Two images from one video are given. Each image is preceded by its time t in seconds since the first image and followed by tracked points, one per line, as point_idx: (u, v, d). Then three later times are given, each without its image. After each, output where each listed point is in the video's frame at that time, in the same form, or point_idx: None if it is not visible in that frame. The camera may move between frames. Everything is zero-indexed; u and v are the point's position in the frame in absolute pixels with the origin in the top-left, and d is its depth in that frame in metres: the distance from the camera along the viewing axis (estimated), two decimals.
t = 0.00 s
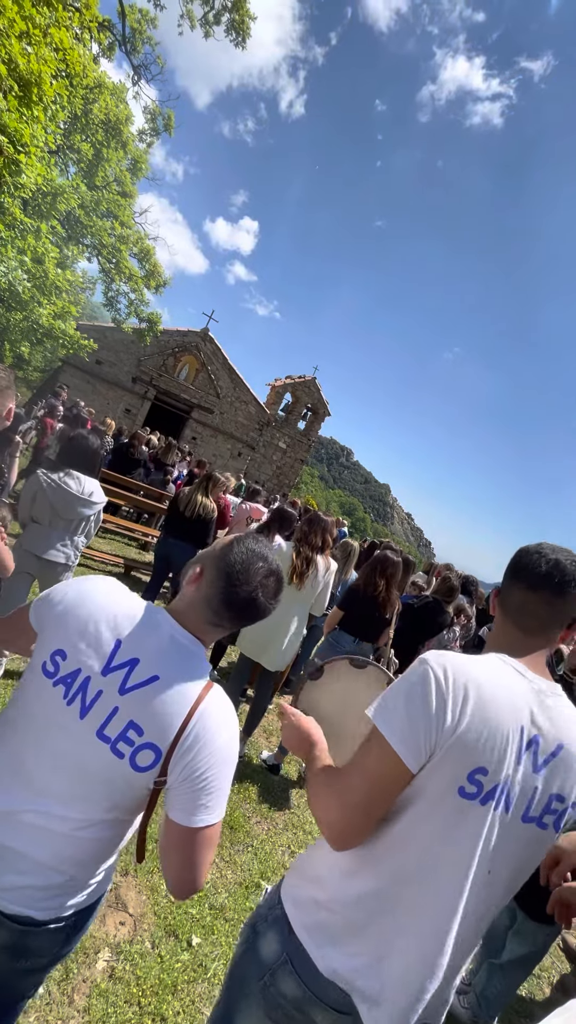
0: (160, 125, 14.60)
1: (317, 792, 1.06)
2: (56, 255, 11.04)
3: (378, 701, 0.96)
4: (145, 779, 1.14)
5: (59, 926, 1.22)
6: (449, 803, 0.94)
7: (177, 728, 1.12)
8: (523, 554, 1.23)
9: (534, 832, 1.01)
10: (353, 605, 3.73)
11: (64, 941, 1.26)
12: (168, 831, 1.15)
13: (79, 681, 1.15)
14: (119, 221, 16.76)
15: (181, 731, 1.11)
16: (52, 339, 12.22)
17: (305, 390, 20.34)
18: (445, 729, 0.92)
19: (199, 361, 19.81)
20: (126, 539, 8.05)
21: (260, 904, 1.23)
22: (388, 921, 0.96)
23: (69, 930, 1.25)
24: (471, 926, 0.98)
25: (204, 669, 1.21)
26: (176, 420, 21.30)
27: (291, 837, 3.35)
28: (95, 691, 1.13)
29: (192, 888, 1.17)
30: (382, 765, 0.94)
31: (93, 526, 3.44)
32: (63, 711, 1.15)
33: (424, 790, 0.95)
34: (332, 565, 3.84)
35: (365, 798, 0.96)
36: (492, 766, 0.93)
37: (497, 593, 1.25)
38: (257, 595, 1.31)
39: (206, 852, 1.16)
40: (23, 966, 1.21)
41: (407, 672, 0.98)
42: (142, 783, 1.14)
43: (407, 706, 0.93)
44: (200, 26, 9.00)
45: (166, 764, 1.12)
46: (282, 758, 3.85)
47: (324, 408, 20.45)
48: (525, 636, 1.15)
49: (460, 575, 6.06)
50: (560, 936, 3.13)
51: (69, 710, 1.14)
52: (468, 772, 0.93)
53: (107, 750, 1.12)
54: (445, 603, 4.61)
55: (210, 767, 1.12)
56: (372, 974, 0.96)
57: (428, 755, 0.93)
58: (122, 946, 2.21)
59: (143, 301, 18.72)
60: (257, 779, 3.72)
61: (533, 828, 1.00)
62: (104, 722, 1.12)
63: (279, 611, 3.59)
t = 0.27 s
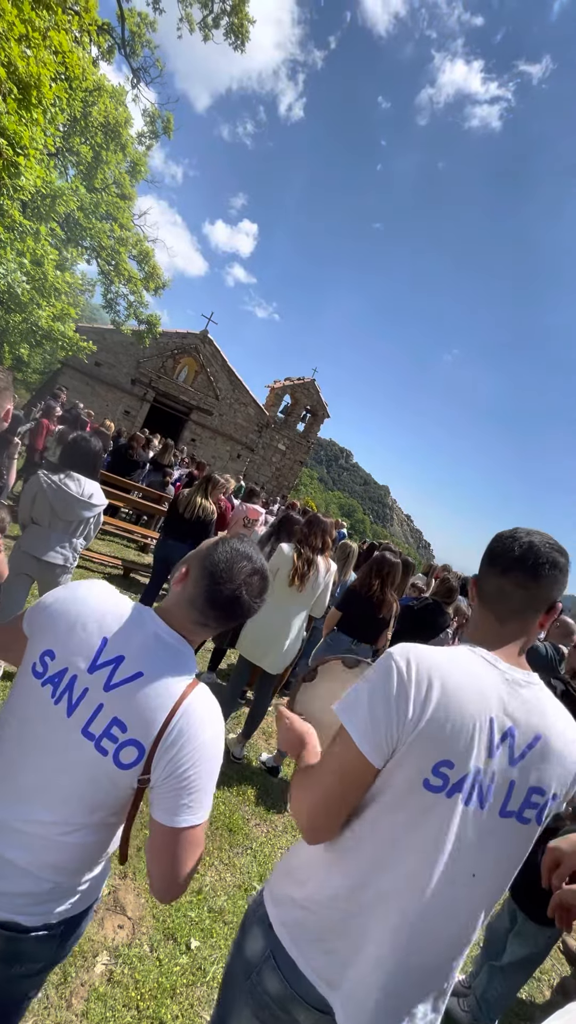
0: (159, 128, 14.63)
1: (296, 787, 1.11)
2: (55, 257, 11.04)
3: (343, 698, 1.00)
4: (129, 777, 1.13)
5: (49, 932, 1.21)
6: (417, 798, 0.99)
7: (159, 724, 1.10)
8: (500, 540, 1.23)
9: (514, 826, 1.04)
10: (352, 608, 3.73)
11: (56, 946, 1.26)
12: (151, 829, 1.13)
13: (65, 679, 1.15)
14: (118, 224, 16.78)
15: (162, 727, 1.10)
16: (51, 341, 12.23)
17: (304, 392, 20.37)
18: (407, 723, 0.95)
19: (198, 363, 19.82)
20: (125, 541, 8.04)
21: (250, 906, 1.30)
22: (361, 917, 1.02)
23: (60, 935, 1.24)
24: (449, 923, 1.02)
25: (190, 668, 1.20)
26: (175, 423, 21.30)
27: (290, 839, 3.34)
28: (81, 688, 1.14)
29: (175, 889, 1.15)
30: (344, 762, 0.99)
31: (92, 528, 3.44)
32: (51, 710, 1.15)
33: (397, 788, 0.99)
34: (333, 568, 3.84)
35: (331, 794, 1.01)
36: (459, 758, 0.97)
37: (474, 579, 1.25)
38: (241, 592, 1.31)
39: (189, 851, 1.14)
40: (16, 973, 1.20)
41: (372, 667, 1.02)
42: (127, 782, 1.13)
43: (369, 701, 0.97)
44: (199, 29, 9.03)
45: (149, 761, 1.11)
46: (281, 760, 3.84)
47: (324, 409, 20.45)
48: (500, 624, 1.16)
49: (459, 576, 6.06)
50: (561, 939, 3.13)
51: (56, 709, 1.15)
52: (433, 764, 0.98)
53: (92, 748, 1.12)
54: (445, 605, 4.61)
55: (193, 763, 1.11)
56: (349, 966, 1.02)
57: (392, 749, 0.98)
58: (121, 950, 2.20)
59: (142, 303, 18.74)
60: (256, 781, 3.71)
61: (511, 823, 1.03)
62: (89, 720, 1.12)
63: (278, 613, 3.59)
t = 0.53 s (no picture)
0: (159, 131, 14.67)
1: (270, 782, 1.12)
2: (55, 259, 11.06)
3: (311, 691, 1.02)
4: (107, 755, 1.13)
5: (38, 925, 1.21)
6: (388, 791, 0.99)
7: (134, 696, 1.11)
8: (474, 528, 1.24)
9: (491, 818, 1.04)
10: (352, 609, 3.74)
11: (50, 940, 1.26)
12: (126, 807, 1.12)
13: (48, 662, 1.19)
14: (118, 226, 16.82)
15: (137, 698, 1.11)
16: (51, 343, 12.24)
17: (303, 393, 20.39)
18: (373, 713, 0.97)
19: (198, 365, 19.85)
20: (125, 543, 8.04)
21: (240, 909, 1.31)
22: (333, 912, 1.03)
23: (51, 929, 1.24)
24: (426, 918, 1.02)
25: (169, 647, 1.22)
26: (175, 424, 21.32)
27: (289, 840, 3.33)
28: (62, 668, 1.17)
29: (149, 871, 1.12)
30: (316, 755, 1.00)
31: (92, 529, 3.44)
32: (37, 694, 1.18)
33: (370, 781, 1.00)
34: (333, 569, 3.84)
35: (301, 785, 1.02)
36: (426, 748, 0.98)
37: (449, 570, 1.25)
38: (210, 567, 1.39)
39: (163, 830, 1.11)
40: (9, 967, 1.21)
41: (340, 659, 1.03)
42: (106, 762, 1.13)
43: (335, 694, 0.98)
44: (199, 32, 9.06)
45: (124, 736, 1.11)
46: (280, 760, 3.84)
47: (324, 411, 20.46)
48: (472, 613, 1.17)
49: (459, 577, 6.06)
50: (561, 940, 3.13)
51: (40, 691, 1.18)
52: (400, 755, 0.98)
53: (72, 726, 1.13)
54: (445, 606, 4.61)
55: (168, 735, 1.10)
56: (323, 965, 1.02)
57: (358, 741, 0.99)
58: (120, 952, 2.20)
59: (142, 305, 18.77)
60: (255, 782, 3.71)
61: (487, 815, 1.03)
62: (70, 697, 1.14)
63: (277, 614, 3.59)
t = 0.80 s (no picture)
0: (160, 132, 14.70)
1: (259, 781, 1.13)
2: (56, 260, 11.09)
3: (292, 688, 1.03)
4: (84, 703, 1.17)
5: (22, 906, 1.22)
6: (374, 787, 0.99)
7: (104, 641, 1.17)
8: (451, 519, 1.24)
9: (479, 811, 1.03)
10: (351, 610, 3.74)
11: (38, 925, 1.26)
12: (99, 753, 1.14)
13: (35, 631, 1.30)
14: (119, 227, 16.84)
15: (108, 642, 1.17)
16: (52, 344, 12.26)
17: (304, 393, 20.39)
18: (351, 707, 0.97)
19: (198, 366, 19.87)
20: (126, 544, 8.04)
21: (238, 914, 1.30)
22: (324, 917, 1.02)
23: (37, 914, 1.25)
24: (419, 917, 1.01)
25: (143, 604, 1.29)
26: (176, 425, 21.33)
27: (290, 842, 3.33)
28: (47, 632, 1.27)
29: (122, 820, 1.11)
30: (298, 750, 1.01)
31: (93, 529, 3.44)
32: (28, 660, 1.27)
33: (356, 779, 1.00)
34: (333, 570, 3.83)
35: (286, 783, 1.04)
36: (407, 742, 0.98)
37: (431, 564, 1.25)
38: (171, 525, 1.45)
39: (133, 776, 1.11)
40: None
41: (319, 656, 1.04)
42: (84, 709, 1.18)
43: (313, 690, 0.99)
44: (199, 34, 9.08)
45: (98, 681, 1.16)
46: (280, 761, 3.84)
47: (324, 411, 20.46)
48: (452, 604, 1.17)
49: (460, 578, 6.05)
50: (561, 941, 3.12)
51: (30, 657, 1.28)
52: (381, 749, 0.98)
53: (54, 680, 1.20)
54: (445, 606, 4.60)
55: (134, 672, 1.14)
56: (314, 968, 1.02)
57: (340, 737, 0.99)
58: (120, 953, 2.19)
59: (143, 306, 18.79)
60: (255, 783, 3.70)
61: (476, 808, 1.03)
62: (53, 653, 1.23)
63: (276, 615, 3.60)
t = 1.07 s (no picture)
0: (162, 133, 14.71)
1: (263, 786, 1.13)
2: (58, 261, 11.12)
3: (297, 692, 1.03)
4: (71, 663, 1.24)
5: (17, 887, 1.22)
6: (374, 789, 1.00)
7: (89, 605, 1.26)
8: (453, 521, 1.24)
9: (479, 814, 1.04)
10: (352, 610, 3.73)
11: (35, 908, 1.26)
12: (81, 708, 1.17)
13: (31, 610, 1.40)
14: (121, 228, 16.87)
15: (91, 605, 1.25)
16: (54, 345, 12.28)
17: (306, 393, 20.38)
18: (355, 711, 0.97)
19: (200, 366, 19.88)
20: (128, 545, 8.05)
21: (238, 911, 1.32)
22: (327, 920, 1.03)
23: (33, 895, 1.25)
24: (419, 919, 1.02)
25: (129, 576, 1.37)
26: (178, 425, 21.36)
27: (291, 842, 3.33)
28: (41, 609, 1.37)
29: (98, 768, 1.12)
30: (302, 755, 1.02)
31: (95, 529, 3.45)
32: (24, 637, 1.37)
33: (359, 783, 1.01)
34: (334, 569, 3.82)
35: (290, 786, 1.05)
36: (411, 746, 0.98)
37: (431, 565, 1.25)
38: (146, 504, 1.51)
39: (109, 725, 1.13)
40: None
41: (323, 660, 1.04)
42: (71, 669, 1.23)
43: (317, 694, 1.00)
44: (201, 34, 9.09)
45: (81, 640, 1.23)
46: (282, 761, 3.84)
47: (326, 411, 20.45)
48: (453, 606, 1.17)
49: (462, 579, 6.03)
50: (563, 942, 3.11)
51: (25, 634, 1.37)
52: (384, 754, 0.99)
53: (45, 649, 1.29)
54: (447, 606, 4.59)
55: (113, 628, 1.20)
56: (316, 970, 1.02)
57: (344, 741, 1.00)
58: (122, 952, 2.20)
59: (144, 306, 18.82)
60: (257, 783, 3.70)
61: (476, 810, 1.03)
62: (45, 625, 1.33)
63: (276, 614, 3.60)
